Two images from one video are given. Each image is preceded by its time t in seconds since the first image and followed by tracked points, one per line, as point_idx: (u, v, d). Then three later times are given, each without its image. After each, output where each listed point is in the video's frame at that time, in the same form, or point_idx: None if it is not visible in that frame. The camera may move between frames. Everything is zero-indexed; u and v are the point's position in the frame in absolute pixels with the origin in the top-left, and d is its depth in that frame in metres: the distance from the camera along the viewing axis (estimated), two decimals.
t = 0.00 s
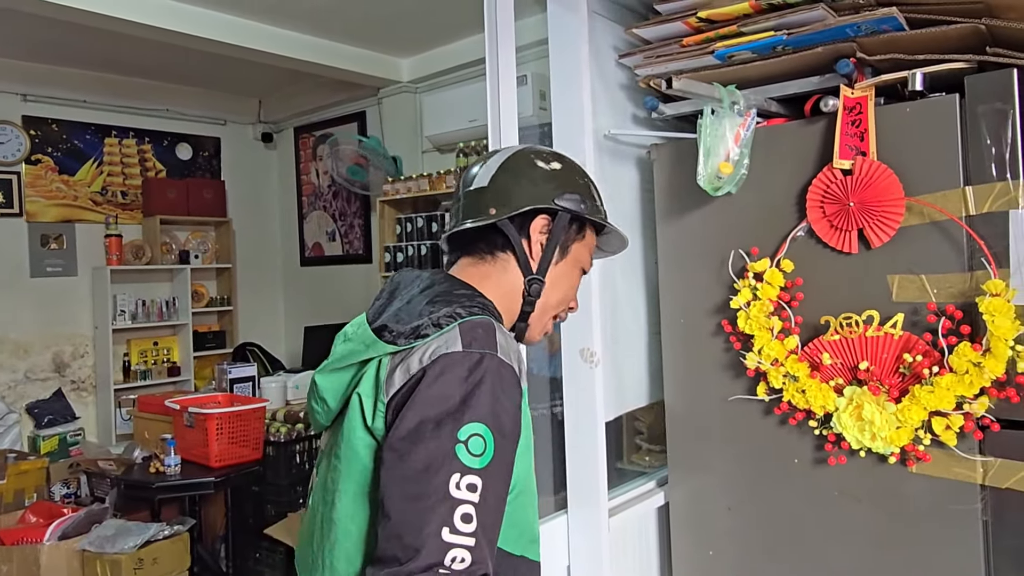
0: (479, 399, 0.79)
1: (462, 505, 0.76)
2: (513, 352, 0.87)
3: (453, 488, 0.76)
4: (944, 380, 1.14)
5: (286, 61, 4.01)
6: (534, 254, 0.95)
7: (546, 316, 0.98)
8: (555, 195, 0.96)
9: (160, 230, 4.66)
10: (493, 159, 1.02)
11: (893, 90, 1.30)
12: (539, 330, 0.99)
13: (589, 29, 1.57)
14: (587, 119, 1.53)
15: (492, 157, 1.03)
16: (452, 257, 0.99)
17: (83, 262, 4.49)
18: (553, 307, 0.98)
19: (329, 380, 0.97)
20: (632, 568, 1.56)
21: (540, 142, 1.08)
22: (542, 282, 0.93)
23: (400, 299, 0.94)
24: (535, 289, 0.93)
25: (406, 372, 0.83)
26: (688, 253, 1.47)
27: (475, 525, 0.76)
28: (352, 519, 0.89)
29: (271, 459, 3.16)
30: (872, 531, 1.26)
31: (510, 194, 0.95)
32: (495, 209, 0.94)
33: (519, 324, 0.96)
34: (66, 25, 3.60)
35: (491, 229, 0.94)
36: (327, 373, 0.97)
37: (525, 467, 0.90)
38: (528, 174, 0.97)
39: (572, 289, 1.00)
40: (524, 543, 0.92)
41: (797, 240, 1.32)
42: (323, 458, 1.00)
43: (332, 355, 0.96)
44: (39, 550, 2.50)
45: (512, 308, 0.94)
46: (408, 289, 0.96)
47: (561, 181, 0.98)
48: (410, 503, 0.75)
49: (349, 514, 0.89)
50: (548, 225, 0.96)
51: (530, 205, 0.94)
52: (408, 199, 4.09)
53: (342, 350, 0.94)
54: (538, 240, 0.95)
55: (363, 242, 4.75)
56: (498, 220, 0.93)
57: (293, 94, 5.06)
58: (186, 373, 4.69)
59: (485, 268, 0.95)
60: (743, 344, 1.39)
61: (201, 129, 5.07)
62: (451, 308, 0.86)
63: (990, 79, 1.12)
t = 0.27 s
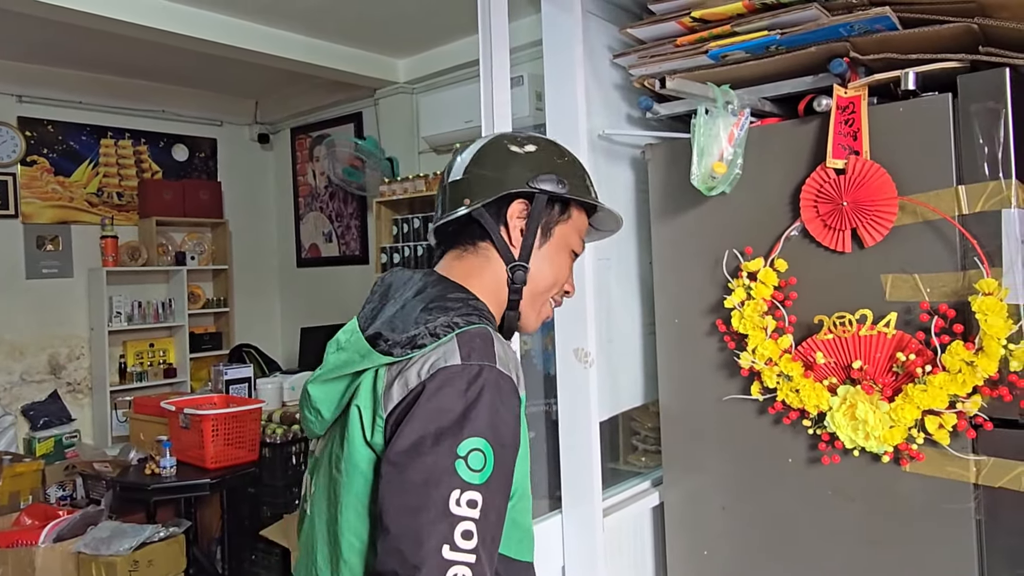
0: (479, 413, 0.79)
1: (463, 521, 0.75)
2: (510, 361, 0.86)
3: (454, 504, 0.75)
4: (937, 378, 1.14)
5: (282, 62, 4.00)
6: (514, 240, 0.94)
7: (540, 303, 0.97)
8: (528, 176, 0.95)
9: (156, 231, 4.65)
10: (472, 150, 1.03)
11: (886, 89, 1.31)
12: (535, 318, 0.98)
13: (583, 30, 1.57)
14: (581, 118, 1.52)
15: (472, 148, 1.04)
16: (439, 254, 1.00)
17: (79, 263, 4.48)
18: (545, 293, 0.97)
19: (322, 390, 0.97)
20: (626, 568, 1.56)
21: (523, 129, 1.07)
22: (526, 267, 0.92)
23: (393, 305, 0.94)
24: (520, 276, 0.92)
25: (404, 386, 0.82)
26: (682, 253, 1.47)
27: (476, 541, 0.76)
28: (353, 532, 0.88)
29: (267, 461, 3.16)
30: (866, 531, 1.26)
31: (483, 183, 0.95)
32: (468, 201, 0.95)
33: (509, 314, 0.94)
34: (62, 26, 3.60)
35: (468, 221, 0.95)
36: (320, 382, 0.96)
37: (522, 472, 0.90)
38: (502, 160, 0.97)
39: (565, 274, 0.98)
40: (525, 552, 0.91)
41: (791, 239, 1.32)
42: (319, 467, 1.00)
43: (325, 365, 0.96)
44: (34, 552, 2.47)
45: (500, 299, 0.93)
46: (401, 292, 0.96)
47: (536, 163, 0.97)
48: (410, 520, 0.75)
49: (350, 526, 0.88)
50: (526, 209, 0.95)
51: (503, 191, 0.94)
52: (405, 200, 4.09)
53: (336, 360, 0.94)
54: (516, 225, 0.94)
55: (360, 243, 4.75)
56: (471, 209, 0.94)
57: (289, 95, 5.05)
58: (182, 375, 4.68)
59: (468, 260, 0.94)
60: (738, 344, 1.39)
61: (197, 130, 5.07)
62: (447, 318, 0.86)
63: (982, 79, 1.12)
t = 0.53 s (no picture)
0: (461, 422, 0.78)
1: (444, 532, 0.75)
2: (495, 369, 0.85)
3: (434, 515, 0.75)
4: (938, 379, 1.14)
5: (282, 64, 4.01)
6: (511, 244, 0.94)
7: (543, 305, 0.96)
8: (520, 178, 0.94)
9: (155, 233, 4.65)
10: (467, 151, 1.03)
11: (886, 90, 1.31)
12: (540, 320, 0.97)
13: (584, 31, 1.57)
14: (581, 120, 1.53)
15: (467, 149, 1.04)
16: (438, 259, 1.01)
17: (78, 265, 4.48)
18: (547, 295, 0.96)
19: (309, 393, 0.98)
20: (627, 570, 1.56)
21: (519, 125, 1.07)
22: (524, 270, 0.91)
23: (381, 310, 0.94)
24: (519, 281, 0.92)
25: (386, 394, 0.82)
26: (683, 254, 1.47)
27: (457, 552, 0.76)
28: (337, 538, 0.88)
29: (267, 462, 3.15)
30: (867, 531, 1.26)
31: (476, 189, 0.95)
32: (463, 209, 0.95)
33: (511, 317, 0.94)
34: (61, 28, 3.60)
35: (464, 228, 0.95)
36: (309, 386, 0.97)
37: (509, 480, 0.89)
38: (494, 163, 0.97)
39: (567, 273, 0.97)
40: (513, 558, 0.90)
41: (791, 240, 1.32)
42: (307, 470, 1.00)
43: (312, 369, 0.97)
44: (33, 554, 2.47)
45: (499, 305, 0.93)
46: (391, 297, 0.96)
47: (527, 162, 0.96)
48: (390, 530, 0.74)
49: (332, 533, 0.88)
50: (520, 212, 0.94)
51: (494, 196, 0.94)
52: (404, 202, 4.09)
53: (322, 365, 0.94)
54: (511, 229, 0.94)
55: (359, 245, 4.74)
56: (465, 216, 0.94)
57: (289, 96, 5.05)
58: (181, 376, 4.68)
59: (465, 268, 0.94)
60: (738, 345, 1.39)
61: (197, 131, 5.07)
62: (432, 324, 0.85)
63: (983, 80, 1.12)
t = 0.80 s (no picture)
0: (460, 445, 0.74)
1: (442, 559, 0.72)
2: (494, 387, 0.81)
3: (432, 542, 0.71)
4: (937, 380, 1.14)
5: (280, 65, 4.01)
6: (508, 255, 0.90)
7: (538, 319, 0.93)
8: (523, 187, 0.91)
9: (154, 234, 4.65)
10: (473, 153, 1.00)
11: (883, 91, 1.31)
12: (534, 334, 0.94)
13: (582, 32, 1.60)
14: (579, 121, 1.56)
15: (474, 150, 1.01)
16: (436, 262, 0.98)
17: (77, 266, 4.48)
18: (543, 309, 0.92)
19: (304, 409, 0.95)
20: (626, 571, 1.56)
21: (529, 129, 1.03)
22: (518, 284, 0.88)
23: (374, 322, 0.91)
24: (514, 292, 0.88)
25: (381, 415, 0.78)
26: (682, 255, 1.47)
27: None
28: (328, 561, 0.82)
29: (266, 464, 3.15)
30: (866, 532, 1.26)
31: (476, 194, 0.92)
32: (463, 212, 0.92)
33: (502, 329, 0.91)
34: (60, 29, 3.60)
35: (462, 232, 0.92)
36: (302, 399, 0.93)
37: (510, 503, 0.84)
38: (497, 169, 0.93)
39: (565, 288, 0.93)
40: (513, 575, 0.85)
41: (789, 241, 1.32)
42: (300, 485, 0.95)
43: (306, 384, 0.93)
44: (32, 556, 2.48)
45: (491, 314, 0.90)
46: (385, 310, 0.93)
47: (535, 171, 0.93)
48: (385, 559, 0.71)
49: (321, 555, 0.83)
50: (521, 222, 0.91)
51: (494, 204, 0.91)
52: (403, 203, 4.10)
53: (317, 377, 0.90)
54: (510, 240, 0.91)
55: (358, 246, 4.74)
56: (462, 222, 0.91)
57: (287, 97, 5.05)
58: (180, 378, 4.68)
59: (461, 274, 0.91)
60: (736, 346, 1.39)
61: (196, 133, 5.07)
62: (430, 342, 0.82)
63: (980, 81, 1.13)
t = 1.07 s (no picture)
0: (493, 469, 0.75)
1: None
2: (524, 409, 0.82)
3: (465, 565, 0.71)
4: (931, 381, 1.15)
5: (277, 67, 4.01)
6: (542, 286, 0.90)
7: (546, 347, 0.93)
8: (580, 227, 0.90)
9: (150, 236, 4.65)
10: (529, 167, 0.97)
11: (878, 94, 1.32)
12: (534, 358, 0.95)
13: (578, 33, 1.60)
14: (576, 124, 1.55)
15: (526, 163, 0.98)
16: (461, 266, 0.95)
17: (73, 268, 4.47)
18: (554, 339, 0.93)
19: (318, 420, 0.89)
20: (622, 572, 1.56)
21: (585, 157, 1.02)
22: (544, 317, 0.88)
23: (398, 331, 0.87)
24: (536, 323, 0.88)
25: (414, 431, 0.77)
26: (678, 257, 1.47)
27: None
28: None
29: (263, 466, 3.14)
30: (861, 532, 1.26)
31: (530, 216, 0.90)
32: (511, 230, 0.90)
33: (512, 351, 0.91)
34: (57, 31, 3.60)
35: (503, 248, 0.90)
36: (320, 409, 0.87)
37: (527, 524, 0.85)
38: (556, 196, 0.92)
39: (581, 325, 0.93)
40: None
41: (785, 243, 1.33)
42: (312, 496, 0.91)
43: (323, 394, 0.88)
44: (28, 557, 2.48)
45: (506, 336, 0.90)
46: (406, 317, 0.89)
47: (592, 213, 0.92)
48: None
49: None
50: (565, 257, 0.90)
51: (549, 232, 0.89)
52: (400, 204, 4.10)
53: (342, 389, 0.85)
54: (550, 272, 0.90)
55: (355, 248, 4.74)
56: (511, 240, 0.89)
57: (284, 99, 5.05)
58: (177, 380, 4.67)
59: (489, 288, 0.89)
60: (733, 347, 1.39)
61: (193, 134, 5.07)
62: (464, 359, 0.81)
63: (974, 83, 1.13)
